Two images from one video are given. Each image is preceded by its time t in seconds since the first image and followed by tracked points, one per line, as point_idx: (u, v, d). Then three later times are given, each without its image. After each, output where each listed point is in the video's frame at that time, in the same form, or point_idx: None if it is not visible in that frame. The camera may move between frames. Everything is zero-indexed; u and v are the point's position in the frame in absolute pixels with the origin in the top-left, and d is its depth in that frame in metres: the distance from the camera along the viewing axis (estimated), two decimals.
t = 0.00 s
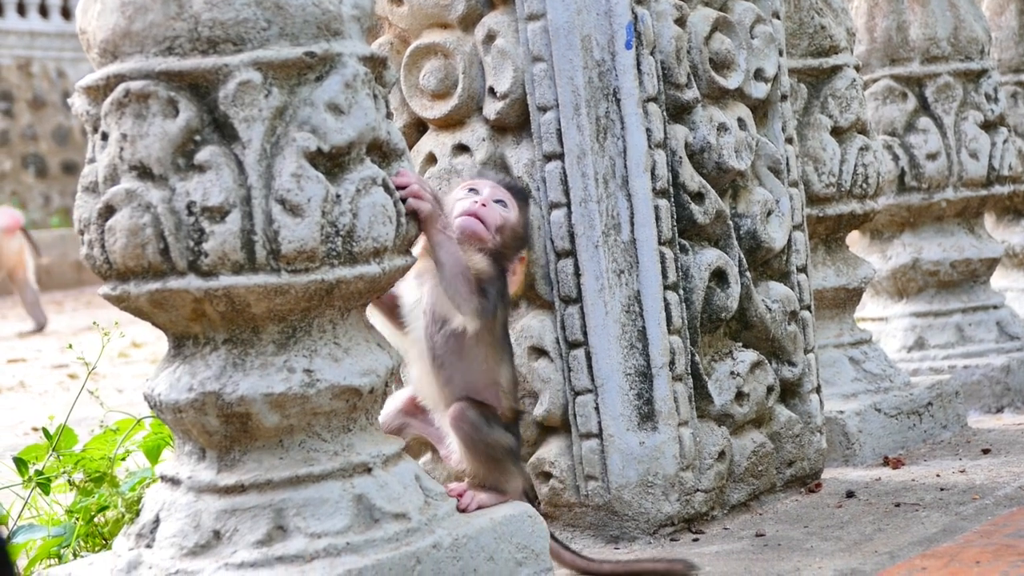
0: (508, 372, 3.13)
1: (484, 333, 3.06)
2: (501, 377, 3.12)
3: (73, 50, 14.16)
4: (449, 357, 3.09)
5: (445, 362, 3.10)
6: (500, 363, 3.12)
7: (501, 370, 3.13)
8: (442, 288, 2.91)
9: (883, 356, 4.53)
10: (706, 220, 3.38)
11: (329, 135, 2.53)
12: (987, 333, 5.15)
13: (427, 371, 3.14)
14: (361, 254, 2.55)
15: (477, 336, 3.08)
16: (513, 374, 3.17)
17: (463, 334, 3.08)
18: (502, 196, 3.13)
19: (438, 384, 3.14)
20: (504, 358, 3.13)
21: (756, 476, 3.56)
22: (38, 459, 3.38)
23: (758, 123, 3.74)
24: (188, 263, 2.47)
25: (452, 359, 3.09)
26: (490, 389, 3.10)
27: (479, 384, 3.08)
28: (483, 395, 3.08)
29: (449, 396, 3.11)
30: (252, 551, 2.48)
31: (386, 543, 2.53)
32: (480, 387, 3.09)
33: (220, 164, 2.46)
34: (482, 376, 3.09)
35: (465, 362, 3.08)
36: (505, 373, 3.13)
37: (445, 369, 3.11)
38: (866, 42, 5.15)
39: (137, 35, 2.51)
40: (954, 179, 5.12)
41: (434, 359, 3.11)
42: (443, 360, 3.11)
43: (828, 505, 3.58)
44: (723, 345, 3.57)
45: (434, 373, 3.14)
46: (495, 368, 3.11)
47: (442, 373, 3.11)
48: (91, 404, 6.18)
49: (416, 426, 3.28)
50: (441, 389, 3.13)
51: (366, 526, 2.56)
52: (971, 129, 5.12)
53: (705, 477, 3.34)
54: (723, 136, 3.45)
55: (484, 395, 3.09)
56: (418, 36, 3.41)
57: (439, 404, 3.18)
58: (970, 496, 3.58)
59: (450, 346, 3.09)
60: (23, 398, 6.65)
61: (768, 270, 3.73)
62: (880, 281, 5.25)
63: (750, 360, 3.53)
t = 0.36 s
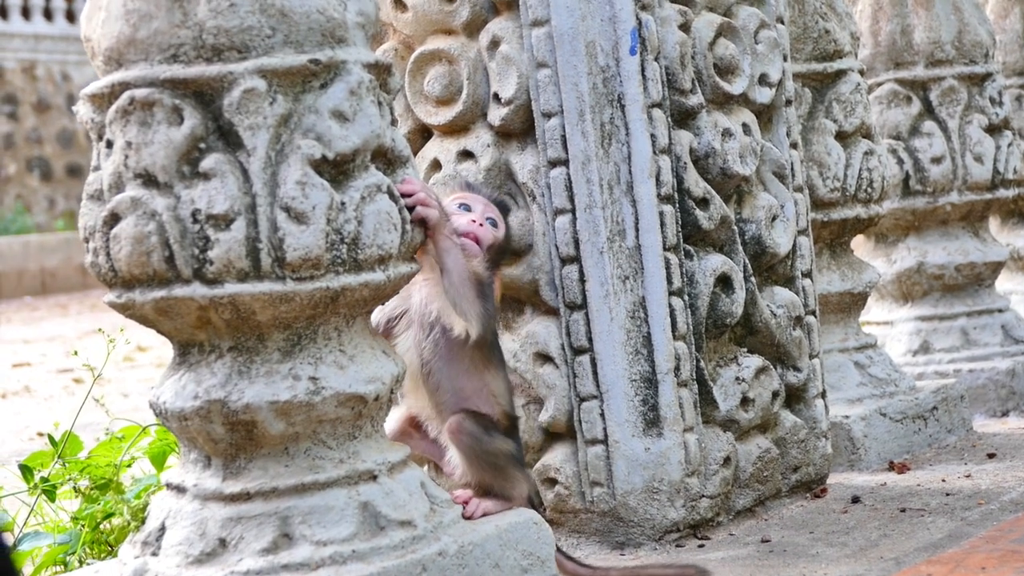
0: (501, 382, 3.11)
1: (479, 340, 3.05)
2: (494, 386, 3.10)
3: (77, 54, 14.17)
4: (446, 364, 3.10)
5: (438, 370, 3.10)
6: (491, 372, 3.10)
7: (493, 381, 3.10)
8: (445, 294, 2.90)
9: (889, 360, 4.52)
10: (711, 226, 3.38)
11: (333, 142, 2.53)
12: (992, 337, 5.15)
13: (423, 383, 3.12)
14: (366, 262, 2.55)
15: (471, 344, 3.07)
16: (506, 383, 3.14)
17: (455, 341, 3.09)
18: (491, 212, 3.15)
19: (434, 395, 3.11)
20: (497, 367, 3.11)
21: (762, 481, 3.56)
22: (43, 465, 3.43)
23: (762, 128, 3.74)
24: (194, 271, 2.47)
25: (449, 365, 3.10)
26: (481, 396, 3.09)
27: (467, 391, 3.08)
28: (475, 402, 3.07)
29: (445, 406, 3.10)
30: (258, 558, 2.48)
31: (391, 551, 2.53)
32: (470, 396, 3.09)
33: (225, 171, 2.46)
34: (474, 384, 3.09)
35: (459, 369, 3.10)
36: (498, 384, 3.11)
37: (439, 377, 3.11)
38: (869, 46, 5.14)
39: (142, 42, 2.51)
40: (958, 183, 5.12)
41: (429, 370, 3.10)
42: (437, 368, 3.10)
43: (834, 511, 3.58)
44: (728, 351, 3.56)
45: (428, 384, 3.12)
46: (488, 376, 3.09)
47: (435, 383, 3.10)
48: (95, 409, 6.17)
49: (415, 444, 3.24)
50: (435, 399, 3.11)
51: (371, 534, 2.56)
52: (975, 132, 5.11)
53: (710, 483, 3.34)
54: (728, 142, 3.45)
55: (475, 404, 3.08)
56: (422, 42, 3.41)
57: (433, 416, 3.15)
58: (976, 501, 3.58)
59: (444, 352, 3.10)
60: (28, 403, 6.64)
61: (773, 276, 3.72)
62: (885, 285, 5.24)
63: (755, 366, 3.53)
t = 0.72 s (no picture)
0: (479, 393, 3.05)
1: (461, 356, 2.98)
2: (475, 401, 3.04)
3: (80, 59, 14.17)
4: (428, 386, 2.99)
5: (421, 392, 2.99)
6: (471, 385, 3.04)
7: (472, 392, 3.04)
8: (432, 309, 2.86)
9: (891, 369, 4.52)
10: (713, 236, 3.38)
11: (336, 154, 2.53)
12: (995, 345, 5.15)
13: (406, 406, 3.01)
14: (368, 273, 2.55)
15: (451, 362, 2.99)
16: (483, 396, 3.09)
17: (434, 362, 2.98)
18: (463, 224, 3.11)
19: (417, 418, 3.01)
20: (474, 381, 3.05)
21: (764, 491, 3.55)
22: (46, 475, 3.43)
23: (764, 138, 3.74)
24: (196, 283, 2.47)
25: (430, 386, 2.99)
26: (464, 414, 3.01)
27: (451, 410, 3.00)
28: (460, 420, 3.00)
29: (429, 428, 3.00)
30: (259, 570, 2.48)
31: (393, 562, 2.53)
32: (453, 415, 3.00)
33: (227, 183, 2.46)
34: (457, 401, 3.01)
35: (440, 389, 2.99)
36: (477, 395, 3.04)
37: (422, 400, 3.00)
38: (872, 54, 5.12)
39: (144, 54, 2.51)
40: (961, 191, 5.11)
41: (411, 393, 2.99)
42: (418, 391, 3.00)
43: (836, 521, 3.58)
44: (730, 360, 3.56)
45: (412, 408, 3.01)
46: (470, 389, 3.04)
47: (418, 407, 3.00)
48: (98, 415, 6.16)
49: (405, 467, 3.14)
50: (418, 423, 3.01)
51: (373, 545, 2.56)
52: (977, 141, 5.11)
53: (713, 493, 3.33)
54: (730, 152, 3.45)
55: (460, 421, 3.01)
56: (425, 52, 3.42)
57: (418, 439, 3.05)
58: (978, 510, 3.58)
59: (426, 374, 2.98)
60: (30, 409, 6.64)
61: (775, 285, 3.72)
62: (887, 293, 5.23)
63: (757, 376, 3.53)
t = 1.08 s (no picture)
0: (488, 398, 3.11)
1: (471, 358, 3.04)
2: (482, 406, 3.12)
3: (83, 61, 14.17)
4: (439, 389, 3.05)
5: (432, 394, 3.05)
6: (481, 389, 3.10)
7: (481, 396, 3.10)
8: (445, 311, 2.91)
9: (893, 376, 4.52)
10: (716, 242, 3.38)
11: (339, 159, 2.53)
12: (997, 352, 5.15)
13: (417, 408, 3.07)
14: (371, 278, 2.55)
15: (463, 364, 3.06)
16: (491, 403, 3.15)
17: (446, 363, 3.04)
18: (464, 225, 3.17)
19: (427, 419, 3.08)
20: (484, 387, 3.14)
21: (766, 497, 3.55)
22: (47, 478, 3.46)
23: (767, 144, 3.74)
24: (199, 286, 2.47)
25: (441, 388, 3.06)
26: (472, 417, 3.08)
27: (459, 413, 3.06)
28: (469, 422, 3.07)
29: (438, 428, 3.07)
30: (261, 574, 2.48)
31: (395, 567, 2.54)
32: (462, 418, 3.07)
33: (231, 187, 2.46)
34: (468, 404, 3.09)
35: (450, 391, 3.06)
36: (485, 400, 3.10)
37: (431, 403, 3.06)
38: (875, 61, 5.14)
39: (149, 58, 2.52)
40: (963, 198, 5.12)
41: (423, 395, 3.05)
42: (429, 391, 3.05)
43: (838, 527, 3.58)
44: (732, 367, 3.57)
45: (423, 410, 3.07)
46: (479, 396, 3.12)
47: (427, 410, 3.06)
48: (99, 418, 6.15)
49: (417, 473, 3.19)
50: (428, 424, 3.07)
51: (375, 549, 2.57)
52: (980, 148, 5.11)
53: (714, 499, 3.34)
54: (733, 158, 3.45)
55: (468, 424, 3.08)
56: (428, 57, 3.43)
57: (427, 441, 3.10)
58: (979, 518, 3.58)
59: (436, 376, 3.05)
60: (32, 411, 6.64)
61: (777, 292, 3.72)
62: (889, 300, 5.24)
63: (759, 383, 3.53)
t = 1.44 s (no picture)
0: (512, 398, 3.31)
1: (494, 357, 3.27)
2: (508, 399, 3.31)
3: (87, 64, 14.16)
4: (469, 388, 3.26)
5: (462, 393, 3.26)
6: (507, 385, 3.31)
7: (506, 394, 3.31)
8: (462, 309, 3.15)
9: (898, 380, 4.52)
10: (722, 245, 3.38)
11: (346, 161, 2.53)
12: (1002, 356, 5.14)
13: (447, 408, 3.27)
14: (377, 280, 2.55)
15: (487, 363, 3.28)
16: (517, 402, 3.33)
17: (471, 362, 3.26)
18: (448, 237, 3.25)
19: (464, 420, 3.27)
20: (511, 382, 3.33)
21: (771, 501, 3.55)
22: (53, 479, 3.46)
23: (773, 148, 3.74)
24: (205, 289, 2.47)
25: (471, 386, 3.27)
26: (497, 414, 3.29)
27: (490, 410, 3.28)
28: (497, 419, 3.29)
29: (476, 427, 3.27)
30: None
31: (401, 569, 2.53)
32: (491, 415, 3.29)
33: (237, 190, 2.46)
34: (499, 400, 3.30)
35: (480, 389, 3.27)
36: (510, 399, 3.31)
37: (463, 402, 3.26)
38: (881, 65, 5.14)
39: (155, 60, 2.52)
40: (968, 202, 5.11)
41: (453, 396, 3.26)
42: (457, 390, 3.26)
43: (843, 531, 3.57)
44: (737, 370, 3.56)
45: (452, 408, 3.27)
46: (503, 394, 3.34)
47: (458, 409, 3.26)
48: (103, 420, 6.16)
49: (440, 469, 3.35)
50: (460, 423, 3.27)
51: (380, 552, 2.56)
52: (986, 152, 5.11)
53: (719, 502, 3.34)
54: (739, 161, 3.45)
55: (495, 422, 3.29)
56: (434, 60, 3.43)
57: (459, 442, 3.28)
58: (985, 522, 3.57)
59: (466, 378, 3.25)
60: (35, 413, 6.65)
61: (783, 295, 3.72)
62: (894, 304, 5.24)
63: (764, 386, 3.53)
